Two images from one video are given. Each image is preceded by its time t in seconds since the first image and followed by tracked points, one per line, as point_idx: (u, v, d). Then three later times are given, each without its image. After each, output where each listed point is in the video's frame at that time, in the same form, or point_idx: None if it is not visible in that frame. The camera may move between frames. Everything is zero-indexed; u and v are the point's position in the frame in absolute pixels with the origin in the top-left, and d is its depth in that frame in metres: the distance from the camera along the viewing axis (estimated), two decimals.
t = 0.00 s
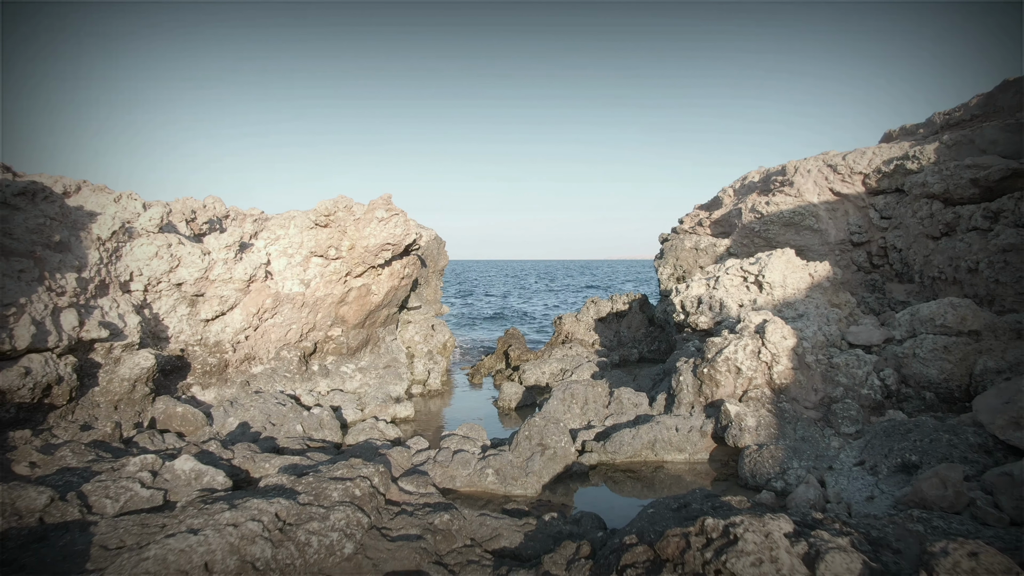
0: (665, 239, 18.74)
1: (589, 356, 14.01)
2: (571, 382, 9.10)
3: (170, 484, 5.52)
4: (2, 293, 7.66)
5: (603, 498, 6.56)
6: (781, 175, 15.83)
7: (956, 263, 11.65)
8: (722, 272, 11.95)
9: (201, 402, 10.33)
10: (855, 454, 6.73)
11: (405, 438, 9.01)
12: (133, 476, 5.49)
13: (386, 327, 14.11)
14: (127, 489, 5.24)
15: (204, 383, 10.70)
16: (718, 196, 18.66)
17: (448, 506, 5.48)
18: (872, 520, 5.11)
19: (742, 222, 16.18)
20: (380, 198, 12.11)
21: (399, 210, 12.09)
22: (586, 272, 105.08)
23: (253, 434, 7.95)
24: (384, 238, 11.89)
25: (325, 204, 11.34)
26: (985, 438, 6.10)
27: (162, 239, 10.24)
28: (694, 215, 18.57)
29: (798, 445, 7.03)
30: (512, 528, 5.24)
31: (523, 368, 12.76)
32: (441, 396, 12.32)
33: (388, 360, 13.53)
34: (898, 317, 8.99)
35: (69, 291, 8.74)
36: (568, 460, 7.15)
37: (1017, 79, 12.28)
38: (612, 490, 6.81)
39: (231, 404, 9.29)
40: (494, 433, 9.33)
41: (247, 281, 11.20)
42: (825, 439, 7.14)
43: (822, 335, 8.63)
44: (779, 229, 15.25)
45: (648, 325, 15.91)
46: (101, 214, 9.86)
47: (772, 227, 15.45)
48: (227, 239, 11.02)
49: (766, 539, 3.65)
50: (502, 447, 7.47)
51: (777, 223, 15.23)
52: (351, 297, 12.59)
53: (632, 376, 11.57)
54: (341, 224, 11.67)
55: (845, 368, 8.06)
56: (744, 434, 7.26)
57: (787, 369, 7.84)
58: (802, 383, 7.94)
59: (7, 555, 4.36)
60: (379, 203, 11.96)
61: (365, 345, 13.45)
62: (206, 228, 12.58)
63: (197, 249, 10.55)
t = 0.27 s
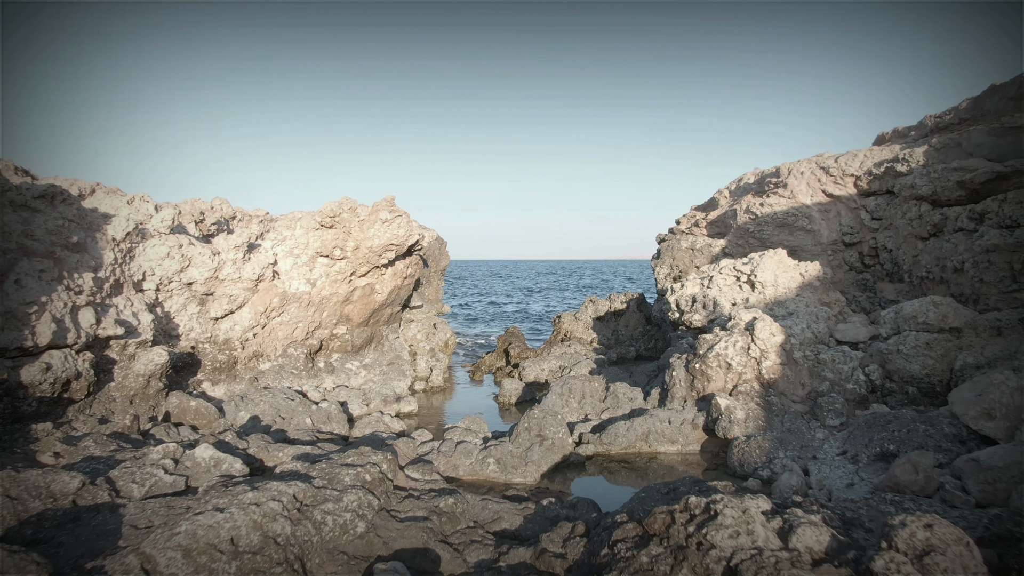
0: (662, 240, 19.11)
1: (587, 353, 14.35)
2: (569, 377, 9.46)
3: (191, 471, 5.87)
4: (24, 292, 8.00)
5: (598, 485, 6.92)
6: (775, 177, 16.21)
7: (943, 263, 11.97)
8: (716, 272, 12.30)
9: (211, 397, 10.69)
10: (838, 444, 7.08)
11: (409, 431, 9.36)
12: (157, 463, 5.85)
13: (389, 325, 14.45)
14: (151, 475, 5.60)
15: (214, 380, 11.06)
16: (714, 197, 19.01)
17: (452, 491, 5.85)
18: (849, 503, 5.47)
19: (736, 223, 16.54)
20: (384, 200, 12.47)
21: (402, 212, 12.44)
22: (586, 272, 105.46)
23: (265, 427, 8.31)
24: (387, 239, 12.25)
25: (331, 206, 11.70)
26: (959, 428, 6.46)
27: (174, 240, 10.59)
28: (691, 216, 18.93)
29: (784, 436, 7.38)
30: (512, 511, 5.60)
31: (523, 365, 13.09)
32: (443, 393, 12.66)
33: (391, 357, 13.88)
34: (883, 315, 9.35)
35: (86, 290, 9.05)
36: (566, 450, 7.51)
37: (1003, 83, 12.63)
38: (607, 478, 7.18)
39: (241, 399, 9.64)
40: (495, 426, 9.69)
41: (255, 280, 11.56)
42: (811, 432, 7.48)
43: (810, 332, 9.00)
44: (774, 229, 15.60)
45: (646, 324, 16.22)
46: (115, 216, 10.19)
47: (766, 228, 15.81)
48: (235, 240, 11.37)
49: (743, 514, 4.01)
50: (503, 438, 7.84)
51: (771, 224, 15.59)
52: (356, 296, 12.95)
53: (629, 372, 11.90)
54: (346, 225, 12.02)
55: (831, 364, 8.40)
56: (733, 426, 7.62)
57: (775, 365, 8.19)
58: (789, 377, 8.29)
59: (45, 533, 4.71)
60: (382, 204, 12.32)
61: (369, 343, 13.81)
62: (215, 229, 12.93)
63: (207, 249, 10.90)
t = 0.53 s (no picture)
0: (659, 240, 19.46)
1: (585, 351, 14.71)
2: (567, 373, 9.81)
3: (208, 459, 6.23)
4: (42, 291, 8.32)
5: (593, 474, 7.28)
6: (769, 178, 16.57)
7: (930, 263, 12.30)
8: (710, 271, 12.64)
9: (220, 393, 11.04)
10: (823, 436, 7.42)
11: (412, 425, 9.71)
12: (176, 452, 6.20)
13: (391, 324, 14.79)
14: (172, 462, 5.95)
15: (223, 376, 11.41)
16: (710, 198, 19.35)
17: (454, 478, 6.20)
18: (827, 488, 5.82)
19: (732, 224, 16.89)
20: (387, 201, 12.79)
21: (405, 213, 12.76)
22: (586, 272, 105.82)
23: (274, 421, 8.67)
24: (390, 240, 12.58)
25: (335, 208, 12.02)
26: (935, 419, 6.81)
27: (184, 241, 10.92)
28: (687, 217, 19.28)
29: (771, 428, 7.73)
30: (511, 496, 5.95)
31: (522, 363, 13.43)
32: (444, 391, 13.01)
33: (394, 355, 14.23)
34: (870, 313, 9.68)
35: (101, 289, 9.35)
36: (563, 442, 7.87)
37: (991, 87, 12.94)
38: (601, 468, 7.54)
39: (250, 395, 9.99)
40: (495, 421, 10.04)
41: (262, 280, 11.90)
42: (797, 424, 7.83)
43: (798, 329, 9.33)
44: (768, 230, 15.95)
45: (643, 323, 16.57)
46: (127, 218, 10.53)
47: (760, 228, 16.15)
48: (243, 241, 11.70)
49: (723, 494, 4.36)
50: (502, 431, 8.19)
51: (765, 224, 15.93)
52: (359, 295, 13.30)
53: (625, 369, 12.24)
54: (350, 226, 12.33)
55: (819, 360, 8.74)
56: (723, 419, 7.96)
57: (764, 360, 8.54)
58: (778, 372, 8.63)
59: (77, 515, 5.06)
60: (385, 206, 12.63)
61: (372, 341, 14.16)
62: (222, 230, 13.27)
63: (216, 250, 11.25)
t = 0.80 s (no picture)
0: (656, 240, 19.79)
1: (583, 349, 15.04)
2: (564, 369, 10.15)
3: (222, 448, 6.58)
4: (60, 289, 8.64)
5: (588, 464, 7.62)
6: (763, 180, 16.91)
7: (919, 262, 12.62)
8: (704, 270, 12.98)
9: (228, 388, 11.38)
10: (808, 428, 7.75)
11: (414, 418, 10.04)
12: (192, 441, 6.54)
13: (393, 322, 15.14)
14: (189, 451, 6.29)
15: (231, 372, 11.75)
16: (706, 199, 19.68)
17: (456, 466, 6.55)
18: (808, 475, 6.16)
19: (727, 224, 17.22)
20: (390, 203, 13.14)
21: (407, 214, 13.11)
22: (586, 272, 106.15)
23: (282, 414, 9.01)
24: (393, 240, 12.93)
25: (339, 209, 12.37)
26: (914, 411, 7.14)
27: (193, 241, 11.26)
28: (684, 217, 19.62)
29: (759, 421, 8.06)
30: (510, 483, 6.28)
31: (521, 360, 13.73)
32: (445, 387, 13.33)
33: (396, 353, 14.57)
34: (857, 311, 10.02)
35: (114, 288, 9.69)
36: (559, 434, 8.21)
37: (978, 92, 13.28)
38: (597, 458, 7.88)
39: (258, 390, 10.33)
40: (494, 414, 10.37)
41: (268, 279, 12.25)
42: (784, 417, 8.16)
43: (788, 327, 9.66)
44: (762, 230, 16.27)
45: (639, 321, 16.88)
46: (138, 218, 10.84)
47: (755, 228, 16.48)
48: (249, 241, 12.05)
49: (706, 476, 4.71)
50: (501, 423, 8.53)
51: (759, 225, 16.26)
52: (362, 294, 13.65)
53: (622, 366, 12.57)
54: (354, 227, 12.69)
55: (807, 356, 9.07)
56: (713, 412, 8.29)
57: (753, 356, 8.87)
58: (767, 368, 8.97)
59: (102, 498, 5.39)
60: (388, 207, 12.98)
61: (374, 338, 14.50)
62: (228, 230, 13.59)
63: (224, 250, 11.60)
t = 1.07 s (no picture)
0: (654, 241, 20.12)
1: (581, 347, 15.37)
2: (562, 365, 10.49)
3: (237, 439, 6.93)
4: (77, 288, 8.98)
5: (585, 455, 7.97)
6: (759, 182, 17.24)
7: (909, 262, 12.94)
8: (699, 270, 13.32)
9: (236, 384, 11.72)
10: (796, 421, 8.07)
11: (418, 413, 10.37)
12: (208, 432, 6.89)
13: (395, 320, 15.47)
14: (205, 440, 6.65)
15: (238, 368, 12.09)
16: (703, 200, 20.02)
17: (459, 455, 6.89)
18: (793, 464, 6.49)
19: (723, 225, 17.54)
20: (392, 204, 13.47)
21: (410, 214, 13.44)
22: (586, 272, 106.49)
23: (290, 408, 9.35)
24: (396, 240, 13.26)
25: (344, 210, 12.71)
26: (896, 404, 7.47)
27: (202, 241, 11.59)
28: (681, 218, 19.95)
29: (749, 414, 8.39)
30: (510, 471, 6.62)
31: (521, 357, 14.03)
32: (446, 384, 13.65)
33: (399, 350, 14.90)
34: (846, 309, 10.35)
35: (127, 286, 10.02)
36: (557, 426, 8.56)
37: (967, 96, 13.61)
38: (593, 449, 8.21)
39: (266, 385, 10.67)
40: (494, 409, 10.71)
41: (274, 278, 12.58)
42: (774, 411, 8.48)
43: (779, 324, 9.99)
44: (757, 231, 16.60)
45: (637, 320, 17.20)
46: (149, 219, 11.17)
47: (750, 229, 16.80)
48: (256, 241, 12.38)
49: (693, 461, 5.06)
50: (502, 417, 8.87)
51: (754, 225, 16.58)
52: (366, 292, 13.98)
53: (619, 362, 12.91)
54: (358, 227, 13.03)
55: (797, 352, 9.39)
56: (705, 406, 8.62)
57: (745, 352, 9.20)
58: (758, 364, 9.29)
59: (126, 483, 5.74)
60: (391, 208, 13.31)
61: (377, 336, 14.83)
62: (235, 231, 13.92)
63: (232, 250, 11.93)
